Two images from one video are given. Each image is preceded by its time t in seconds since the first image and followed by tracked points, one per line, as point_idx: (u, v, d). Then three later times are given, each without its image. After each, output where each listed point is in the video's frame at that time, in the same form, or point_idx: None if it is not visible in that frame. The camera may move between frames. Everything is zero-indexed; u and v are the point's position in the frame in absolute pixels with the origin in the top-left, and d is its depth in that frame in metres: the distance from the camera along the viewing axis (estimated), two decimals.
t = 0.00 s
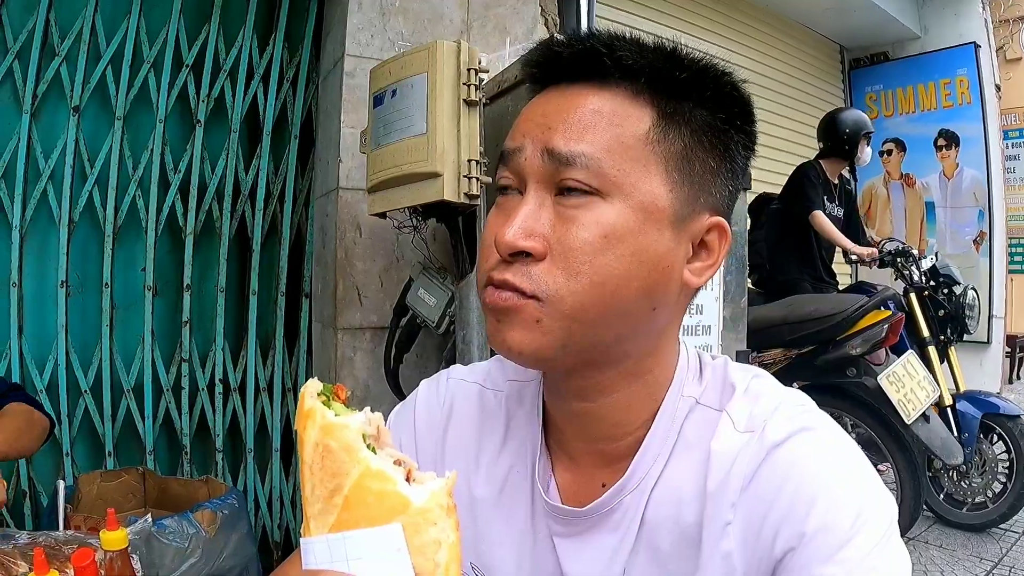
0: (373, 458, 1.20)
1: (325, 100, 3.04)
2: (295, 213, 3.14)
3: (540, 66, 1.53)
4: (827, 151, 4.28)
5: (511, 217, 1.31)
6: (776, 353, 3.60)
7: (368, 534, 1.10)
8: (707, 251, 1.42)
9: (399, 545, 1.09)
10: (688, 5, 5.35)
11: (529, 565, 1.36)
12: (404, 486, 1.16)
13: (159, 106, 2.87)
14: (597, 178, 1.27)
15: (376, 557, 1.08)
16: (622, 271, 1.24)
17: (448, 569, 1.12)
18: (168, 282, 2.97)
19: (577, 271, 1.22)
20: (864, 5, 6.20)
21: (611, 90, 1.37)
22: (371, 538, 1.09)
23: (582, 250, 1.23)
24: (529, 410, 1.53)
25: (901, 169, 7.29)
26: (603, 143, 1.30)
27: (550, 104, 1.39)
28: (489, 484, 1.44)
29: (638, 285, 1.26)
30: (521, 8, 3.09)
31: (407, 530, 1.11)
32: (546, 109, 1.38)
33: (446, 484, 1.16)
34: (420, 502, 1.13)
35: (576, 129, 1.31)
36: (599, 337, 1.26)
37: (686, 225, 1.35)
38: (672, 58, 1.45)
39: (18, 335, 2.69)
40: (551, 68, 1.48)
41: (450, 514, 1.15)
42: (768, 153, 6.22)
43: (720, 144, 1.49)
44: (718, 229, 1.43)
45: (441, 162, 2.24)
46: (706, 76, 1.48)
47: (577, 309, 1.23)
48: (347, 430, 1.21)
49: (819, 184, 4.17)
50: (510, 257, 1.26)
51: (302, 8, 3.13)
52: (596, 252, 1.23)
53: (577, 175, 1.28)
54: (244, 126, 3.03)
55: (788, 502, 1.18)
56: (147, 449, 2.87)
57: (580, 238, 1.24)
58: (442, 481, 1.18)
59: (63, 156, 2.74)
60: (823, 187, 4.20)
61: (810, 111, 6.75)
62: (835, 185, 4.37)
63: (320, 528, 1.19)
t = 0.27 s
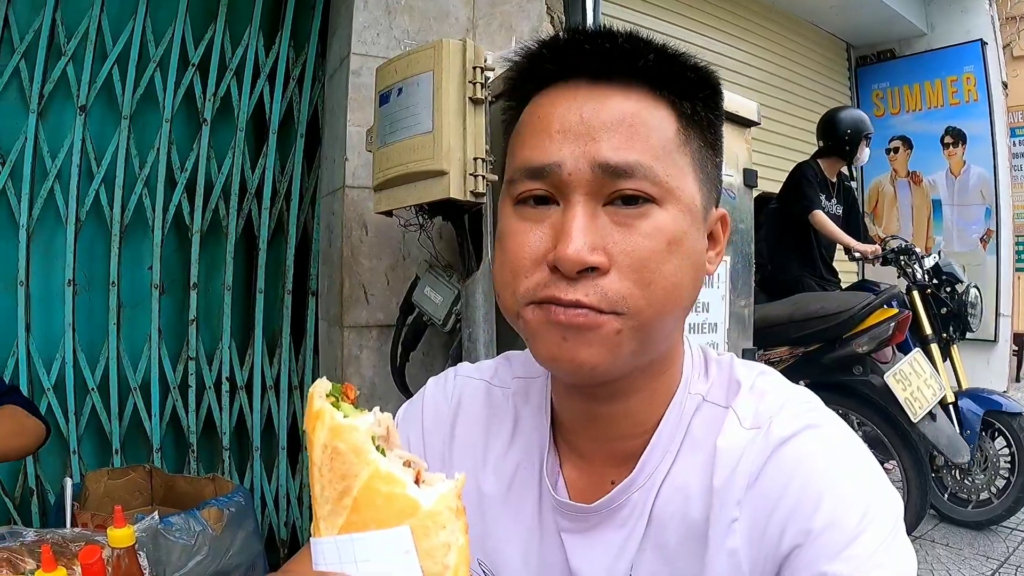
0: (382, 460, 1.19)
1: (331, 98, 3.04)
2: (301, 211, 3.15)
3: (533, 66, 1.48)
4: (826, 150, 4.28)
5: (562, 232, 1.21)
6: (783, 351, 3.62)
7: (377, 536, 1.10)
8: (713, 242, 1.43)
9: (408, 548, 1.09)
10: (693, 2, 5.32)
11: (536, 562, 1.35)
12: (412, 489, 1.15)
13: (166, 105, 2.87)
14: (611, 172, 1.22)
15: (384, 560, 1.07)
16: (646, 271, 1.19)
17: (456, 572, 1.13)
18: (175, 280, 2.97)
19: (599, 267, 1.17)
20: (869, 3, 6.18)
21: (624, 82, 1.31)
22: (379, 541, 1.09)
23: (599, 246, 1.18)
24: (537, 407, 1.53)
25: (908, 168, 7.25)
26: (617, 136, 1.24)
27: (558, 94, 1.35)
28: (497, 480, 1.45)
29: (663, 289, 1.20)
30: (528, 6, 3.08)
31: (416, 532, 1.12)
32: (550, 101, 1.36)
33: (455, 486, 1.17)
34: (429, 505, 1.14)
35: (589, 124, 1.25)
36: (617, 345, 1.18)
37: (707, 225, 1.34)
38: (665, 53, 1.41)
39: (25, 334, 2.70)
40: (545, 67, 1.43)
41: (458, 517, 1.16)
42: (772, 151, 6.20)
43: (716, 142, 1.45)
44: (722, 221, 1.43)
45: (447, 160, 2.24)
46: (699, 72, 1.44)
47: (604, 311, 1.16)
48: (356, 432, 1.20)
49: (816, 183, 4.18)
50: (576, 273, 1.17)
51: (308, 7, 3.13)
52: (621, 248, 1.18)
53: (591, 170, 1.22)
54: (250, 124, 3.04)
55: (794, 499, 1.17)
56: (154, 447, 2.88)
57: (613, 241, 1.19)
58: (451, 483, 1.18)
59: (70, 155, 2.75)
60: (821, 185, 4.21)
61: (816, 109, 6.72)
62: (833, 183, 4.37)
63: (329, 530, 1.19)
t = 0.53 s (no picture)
0: (407, 460, 1.20)
1: (340, 97, 3.05)
2: (310, 210, 3.16)
3: (537, 64, 1.46)
4: (829, 150, 4.27)
5: (578, 232, 1.22)
6: (792, 351, 3.58)
7: (403, 535, 1.11)
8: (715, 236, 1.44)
9: (434, 548, 1.10)
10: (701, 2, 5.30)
11: (542, 558, 1.35)
12: (439, 489, 1.17)
13: (175, 104, 2.89)
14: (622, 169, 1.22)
15: (411, 559, 1.08)
16: (655, 267, 1.19)
17: (483, 571, 1.14)
18: (184, 278, 2.99)
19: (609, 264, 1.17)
20: (878, 3, 6.16)
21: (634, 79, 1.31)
22: (406, 541, 1.10)
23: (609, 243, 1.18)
24: (544, 403, 1.53)
25: (917, 168, 7.20)
26: (628, 133, 1.24)
27: (568, 90, 1.33)
28: (503, 477, 1.44)
29: (674, 283, 1.20)
30: (537, 5, 3.09)
31: (443, 532, 1.13)
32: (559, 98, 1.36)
33: (481, 486, 1.18)
34: (456, 506, 1.15)
35: (601, 120, 1.25)
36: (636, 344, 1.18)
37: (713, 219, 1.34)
38: (671, 53, 1.41)
39: (35, 330, 2.72)
40: (549, 65, 1.42)
41: (484, 516, 1.17)
42: (779, 151, 6.17)
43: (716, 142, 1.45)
44: (722, 215, 1.45)
45: (456, 159, 2.25)
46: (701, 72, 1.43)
47: (617, 310, 1.17)
48: (382, 432, 1.21)
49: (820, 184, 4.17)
50: (596, 273, 1.17)
51: (317, 6, 3.14)
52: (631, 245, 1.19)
53: (601, 167, 1.23)
54: (259, 123, 3.05)
55: (801, 496, 1.17)
56: (162, 444, 2.89)
57: (630, 241, 1.19)
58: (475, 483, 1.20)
59: (80, 153, 2.76)
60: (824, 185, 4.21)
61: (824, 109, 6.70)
62: (838, 184, 4.35)
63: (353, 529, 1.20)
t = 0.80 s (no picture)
0: (510, 388, 1.12)
1: (350, 105, 3.08)
2: (321, 216, 3.19)
3: (533, 68, 1.49)
4: (838, 157, 4.27)
5: (590, 224, 1.21)
6: (799, 357, 3.61)
7: (500, 445, 1.01)
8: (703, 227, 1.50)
9: (528, 454, 1.00)
10: (709, 8, 5.32)
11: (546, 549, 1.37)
12: (537, 412, 1.09)
13: (188, 111, 2.93)
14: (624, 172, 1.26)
15: (510, 468, 0.99)
16: (657, 269, 1.21)
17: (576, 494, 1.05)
18: (196, 283, 3.02)
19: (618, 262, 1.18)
20: (886, 10, 6.17)
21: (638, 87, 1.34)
22: (505, 446, 1.00)
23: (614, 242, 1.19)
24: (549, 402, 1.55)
25: (926, 175, 7.19)
26: (631, 135, 1.26)
27: (574, 92, 1.34)
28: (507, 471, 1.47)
29: (674, 282, 1.22)
30: (545, 14, 3.12)
31: (539, 450, 1.05)
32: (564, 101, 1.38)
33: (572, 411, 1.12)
34: (553, 426, 1.07)
35: (607, 124, 1.27)
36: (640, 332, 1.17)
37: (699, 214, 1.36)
38: (655, 62, 1.46)
39: (48, 334, 2.76)
40: (544, 71, 1.45)
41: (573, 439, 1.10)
42: (787, 158, 6.16)
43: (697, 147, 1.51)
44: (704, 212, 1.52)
45: (465, 165, 2.27)
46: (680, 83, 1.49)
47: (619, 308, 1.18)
48: (490, 361, 1.14)
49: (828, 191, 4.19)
50: (611, 262, 1.17)
51: (328, 16, 3.18)
52: (635, 245, 1.20)
53: (606, 172, 1.24)
54: (271, 130, 3.09)
55: (800, 490, 1.15)
56: (173, 447, 2.92)
57: (639, 229, 1.21)
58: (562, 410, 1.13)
59: (93, 159, 2.81)
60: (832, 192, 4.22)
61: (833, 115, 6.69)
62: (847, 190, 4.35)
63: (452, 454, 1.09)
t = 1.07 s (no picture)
0: (393, 384, 1.04)
1: (360, 104, 3.08)
2: (329, 214, 3.19)
3: (515, 80, 1.52)
4: (848, 161, 4.27)
5: (559, 223, 1.21)
6: (806, 361, 3.58)
7: (399, 450, 0.96)
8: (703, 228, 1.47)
9: (432, 449, 0.96)
10: (718, 11, 5.30)
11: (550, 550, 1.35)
12: (429, 401, 1.03)
13: (197, 107, 2.94)
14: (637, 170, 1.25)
15: (417, 469, 0.95)
16: (668, 268, 1.20)
17: (491, 467, 1.04)
18: (203, 279, 3.03)
19: (630, 260, 1.17)
20: (895, 14, 6.15)
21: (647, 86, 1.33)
22: (408, 452, 0.95)
23: (618, 238, 1.17)
24: (554, 401, 1.54)
25: (935, 180, 7.14)
26: (638, 135, 1.26)
27: (582, 91, 1.33)
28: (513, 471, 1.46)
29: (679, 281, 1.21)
30: (555, 14, 3.12)
31: (444, 440, 1.01)
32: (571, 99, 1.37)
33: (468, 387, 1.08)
34: (450, 412, 1.03)
35: (619, 122, 1.26)
36: (610, 335, 1.15)
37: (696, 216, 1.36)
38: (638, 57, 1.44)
39: (55, 329, 2.77)
40: (531, 80, 1.45)
41: (478, 414, 1.07)
42: (794, 161, 6.14)
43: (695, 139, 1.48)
44: (709, 206, 1.49)
45: (474, 165, 2.27)
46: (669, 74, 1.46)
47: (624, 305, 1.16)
48: (360, 365, 1.05)
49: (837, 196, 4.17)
50: (575, 258, 1.16)
51: (338, 14, 3.18)
52: (630, 241, 1.18)
53: (620, 169, 1.22)
54: (280, 128, 3.09)
55: (806, 490, 1.14)
56: (178, 443, 2.92)
57: (609, 225, 1.19)
58: (461, 387, 1.09)
59: (102, 154, 2.82)
60: (842, 197, 4.21)
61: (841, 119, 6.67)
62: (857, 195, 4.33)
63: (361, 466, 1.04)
